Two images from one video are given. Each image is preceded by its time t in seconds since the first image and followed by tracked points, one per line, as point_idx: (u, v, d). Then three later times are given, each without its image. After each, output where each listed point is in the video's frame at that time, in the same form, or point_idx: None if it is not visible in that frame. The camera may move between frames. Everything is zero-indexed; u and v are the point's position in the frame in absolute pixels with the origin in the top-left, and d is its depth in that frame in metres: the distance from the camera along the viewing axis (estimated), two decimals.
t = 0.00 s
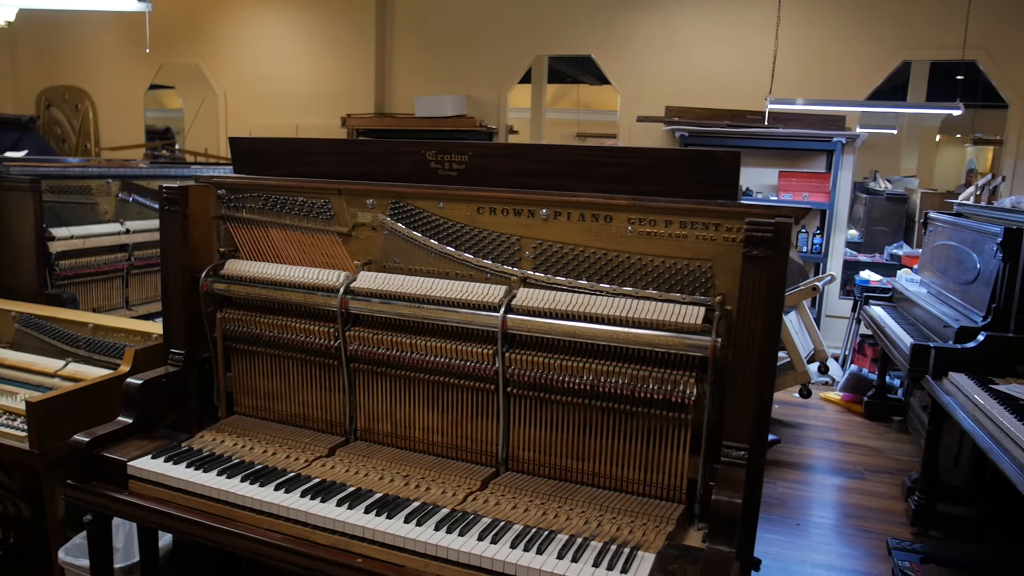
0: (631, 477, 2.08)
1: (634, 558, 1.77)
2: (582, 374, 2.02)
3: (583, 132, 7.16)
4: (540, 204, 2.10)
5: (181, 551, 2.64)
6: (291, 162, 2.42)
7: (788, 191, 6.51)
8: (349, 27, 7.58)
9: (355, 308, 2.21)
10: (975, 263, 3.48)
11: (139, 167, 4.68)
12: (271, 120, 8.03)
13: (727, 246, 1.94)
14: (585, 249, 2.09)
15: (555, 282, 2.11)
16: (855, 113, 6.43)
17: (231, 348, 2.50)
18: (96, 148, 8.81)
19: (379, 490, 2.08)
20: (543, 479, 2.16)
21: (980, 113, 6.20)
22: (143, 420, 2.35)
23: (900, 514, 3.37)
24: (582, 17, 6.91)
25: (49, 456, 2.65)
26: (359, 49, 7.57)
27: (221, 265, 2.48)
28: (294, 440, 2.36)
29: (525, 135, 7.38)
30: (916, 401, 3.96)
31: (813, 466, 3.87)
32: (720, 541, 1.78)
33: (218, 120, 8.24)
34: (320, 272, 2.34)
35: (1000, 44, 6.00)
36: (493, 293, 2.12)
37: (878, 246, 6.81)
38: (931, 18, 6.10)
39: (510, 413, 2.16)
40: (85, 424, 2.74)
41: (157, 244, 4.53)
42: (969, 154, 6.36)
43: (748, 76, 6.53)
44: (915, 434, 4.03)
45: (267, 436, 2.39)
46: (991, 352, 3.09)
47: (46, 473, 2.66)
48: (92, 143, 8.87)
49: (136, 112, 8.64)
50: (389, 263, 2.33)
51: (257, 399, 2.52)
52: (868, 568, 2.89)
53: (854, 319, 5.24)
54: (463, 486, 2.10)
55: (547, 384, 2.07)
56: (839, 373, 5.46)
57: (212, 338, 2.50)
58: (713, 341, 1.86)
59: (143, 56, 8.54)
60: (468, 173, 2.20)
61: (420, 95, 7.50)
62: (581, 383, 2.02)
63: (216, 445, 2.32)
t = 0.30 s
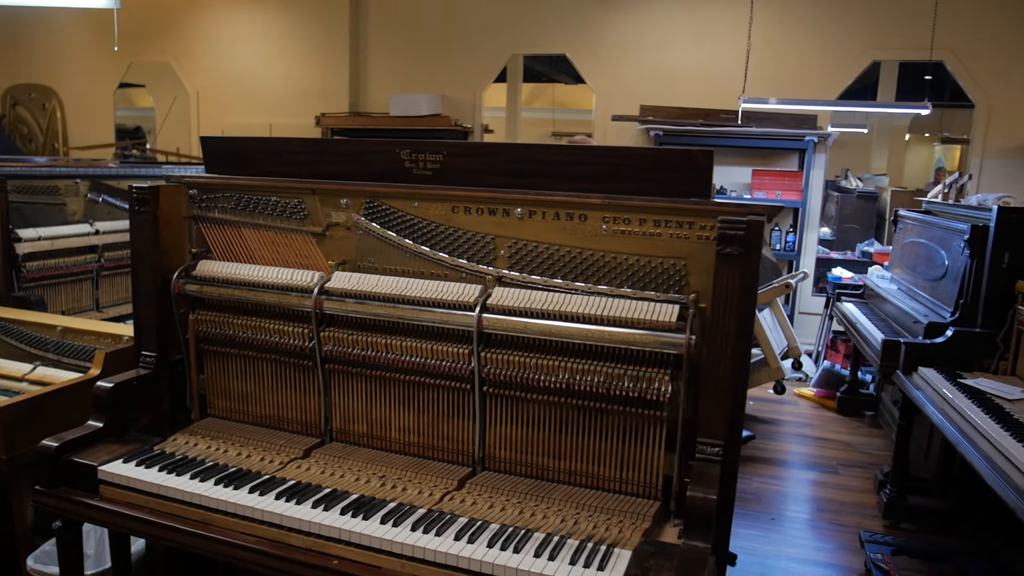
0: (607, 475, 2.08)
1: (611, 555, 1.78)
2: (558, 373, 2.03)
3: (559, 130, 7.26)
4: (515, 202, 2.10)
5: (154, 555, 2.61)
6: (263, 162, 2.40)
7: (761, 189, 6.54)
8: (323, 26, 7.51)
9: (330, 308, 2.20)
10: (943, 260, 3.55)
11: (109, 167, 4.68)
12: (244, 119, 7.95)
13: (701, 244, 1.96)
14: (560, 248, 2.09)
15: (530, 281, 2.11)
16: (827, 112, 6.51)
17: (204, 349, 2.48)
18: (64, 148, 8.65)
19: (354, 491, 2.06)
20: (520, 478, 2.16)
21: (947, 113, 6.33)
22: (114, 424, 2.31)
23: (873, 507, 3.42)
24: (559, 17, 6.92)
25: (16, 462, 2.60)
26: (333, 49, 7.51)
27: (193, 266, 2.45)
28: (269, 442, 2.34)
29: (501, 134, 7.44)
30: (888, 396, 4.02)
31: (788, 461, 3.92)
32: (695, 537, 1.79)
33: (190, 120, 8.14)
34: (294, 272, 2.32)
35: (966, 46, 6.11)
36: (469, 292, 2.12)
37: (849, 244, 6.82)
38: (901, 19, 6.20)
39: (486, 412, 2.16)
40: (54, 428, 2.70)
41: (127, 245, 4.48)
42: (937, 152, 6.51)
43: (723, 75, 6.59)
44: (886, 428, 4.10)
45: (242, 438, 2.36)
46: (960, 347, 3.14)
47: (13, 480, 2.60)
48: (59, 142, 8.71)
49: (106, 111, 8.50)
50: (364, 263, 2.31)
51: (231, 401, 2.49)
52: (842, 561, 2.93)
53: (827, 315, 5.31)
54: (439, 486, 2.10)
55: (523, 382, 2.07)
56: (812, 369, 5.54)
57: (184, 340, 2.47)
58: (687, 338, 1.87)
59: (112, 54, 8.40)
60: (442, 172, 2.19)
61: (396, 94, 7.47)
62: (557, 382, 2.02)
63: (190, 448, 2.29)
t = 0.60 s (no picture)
0: (583, 473, 2.09)
1: (587, 553, 1.78)
2: (533, 372, 2.03)
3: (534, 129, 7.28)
4: (489, 202, 2.10)
5: (125, 561, 2.57)
6: (234, 161, 2.37)
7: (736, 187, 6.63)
8: (297, 25, 7.45)
9: (303, 309, 2.18)
10: (912, 257, 3.61)
11: (77, 168, 4.66)
12: (216, 118, 7.87)
13: (674, 242, 1.97)
14: (535, 248, 2.09)
15: (505, 280, 2.10)
16: (799, 112, 6.59)
17: (176, 352, 2.45)
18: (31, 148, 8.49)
19: (329, 493, 2.05)
20: (496, 478, 2.16)
21: (916, 112, 6.36)
22: (84, 429, 2.27)
23: (847, 501, 3.47)
24: (536, 16, 6.92)
25: None
26: (307, 48, 7.45)
27: (164, 267, 2.42)
28: (242, 444, 2.31)
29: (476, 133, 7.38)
30: (860, 392, 4.07)
31: (763, 457, 3.96)
32: (670, 533, 1.80)
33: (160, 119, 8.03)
34: (266, 273, 2.30)
35: (933, 47, 6.22)
36: (443, 292, 2.11)
37: (821, 242, 6.87)
38: (870, 20, 6.29)
39: (462, 412, 2.16)
40: (23, 433, 2.65)
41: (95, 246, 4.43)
42: (907, 151, 6.51)
43: (699, 75, 6.63)
44: (859, 423, 4.16)
45: (215, 441, 2.33)
46: (930, 342, 3.19)
47: None
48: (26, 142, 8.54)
49: (73, 110, 8.37)
50: (338, 263, 2.30)
51: (204, 404, 2.46)
52: (816, 555, 2.97)
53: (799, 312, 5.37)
54: (416, 486, 2.09)
55: (498, 382, 2.07)
56: (786, 365, 5.60)
57: (156, 342, 2.44)
58: (662, 336, 1.88)
59: (79, 52, 8.27)
60: (416, 171, 2.18)
61: (370, 94, 7.43)
62: (532, 381, 2.02)
63: (162, 452, 2.26)
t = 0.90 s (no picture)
0: (562, 471, 2.10)
1: (566, 552, 1.78)
2: (511, 371, 2.03)
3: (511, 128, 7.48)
4: (465, 201, 2.10)
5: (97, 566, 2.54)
6: (206, 161, 2.35)
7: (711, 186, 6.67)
8: (273, 23, 7.38)
9: (279, 309, 2.17)
10: (885, 254, 3.66)
11: (45, 167, 4.59)
12: (189, 118, 7.78)
13: (651, 241, 1.98)
14: (512, 247, 2.09)
15: (482, 280, 2.10)
16: (773, 111, 6.65)
17: (150, 354, 2.41)
18: None
19: (307, 494, 2.03)
20: (474, 477, 2.16)
21: (889, 112, 6.49)
22: (55, 434, 2.23)
23: (822, 496, 3.51)
24: (515, 16, 6.92)
25: None
26: (283, 47, 7.38)
27: (137, 269, 2.38)
28: (218, 447, 2.29)
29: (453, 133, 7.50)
30: (835, 388, 4.13)
31: (740, 453, 3.99)
32: (648, 531, 1.81)
33: (132, 118, 7.93)
34: (241, 274, 2.28)
35: (903, 47, 6.31)
36: (420, 292, 2.11)
37: (797, 240, 6.93)
38: (843, 20, 6.37)
39: (440, 411, 2.15)
40: None
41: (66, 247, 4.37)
42: (880, 150, 6.66)
43: (677, 75, 6.68)
44: (834, 419, 4.21)
45: (190, 444, 2.31)
46: (903, 338, 3.24)
47: None
48: None
49: (43, 109, 8.24)
50: (313, 264, 2.28)
51: (178, 407, 2.43)
52: (793, 550, 3.00)
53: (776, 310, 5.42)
54: (394, 487, 2.08)
55: (476, 381, 2.07)
56: (762, 362, 5.66)
57: (129, 344, 2.41)
58: (639, 335, 1.89)
59: (48, 50, 8.13)
60: (392, 171, 2.18)
61: (346, 93, 7.38)
62: (510, 380, 2.02)
63: (136, 455, 2.23)
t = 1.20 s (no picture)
0: (544, 471, 2.10)
1: (549, 550, 1.78)
2: (493, 371, 2.03)
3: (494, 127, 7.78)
4: (446, 201, 2.10)
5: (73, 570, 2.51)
6: (184, 161, 2.33)
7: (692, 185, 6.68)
8: (253, 22, 7.32)
9: (259, 311, 2.16)
10: (863, 252, 3.70)
11: (19, 167, 4.55)
12: (167, 117, 7.70)
13: (631, 240, 1.99)
14: (493, 247, 2.09)
15: (464, 279, 2.10)
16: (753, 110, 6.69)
17: (128, 356, 2.38)
18: None
19: (289, 496, 2.02)
20: (456, 477, 2.15)
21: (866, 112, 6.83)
22: (31, 438, 2.20)
23: (803, 492, 3.54)
24: (498, 15, 6.91)
25: None
26: (263, 46, 7.32)
27: (115, 270, 2.36)
28: (198, 449, 2.27)
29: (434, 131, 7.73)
30: (815, 384, 4.17)
31: (722, 451, 4.02)
32: (631, 529, 1.82)
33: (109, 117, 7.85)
34: (221, 275, 2.26)
35: (880, 47, 6.37)
36: (402, 292, 2.10)
37: (776, 238, 7.06)
38: (821, 21, 6.43)
39: (422, 412, 2.15)
40: None
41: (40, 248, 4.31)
42: (857, 149, 7.01)
43: (659, 74, 6.70)
44: (814, 416, 4.25)
45: (170, 447, 2.28)
46: (882, 335, 3.28)
47: None
48: None
49: (18, 108, 8.13)
50: (294, 264, 2.27)
51: (157, 409, 2.41)
52: (774, 546, 3.03)
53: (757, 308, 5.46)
54: (376, 488, 2.07)
55: (457, 381, 2.07)
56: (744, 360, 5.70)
57: (106, 347, 2.38)
58: (620, 334, 1.90)
59: (22, 48, 8.02)
60: (372, 171, 2.17)
61: (327, 92, 7.34)
62: (492, 380, 2.02)
63: (114, 459, 2.20)
